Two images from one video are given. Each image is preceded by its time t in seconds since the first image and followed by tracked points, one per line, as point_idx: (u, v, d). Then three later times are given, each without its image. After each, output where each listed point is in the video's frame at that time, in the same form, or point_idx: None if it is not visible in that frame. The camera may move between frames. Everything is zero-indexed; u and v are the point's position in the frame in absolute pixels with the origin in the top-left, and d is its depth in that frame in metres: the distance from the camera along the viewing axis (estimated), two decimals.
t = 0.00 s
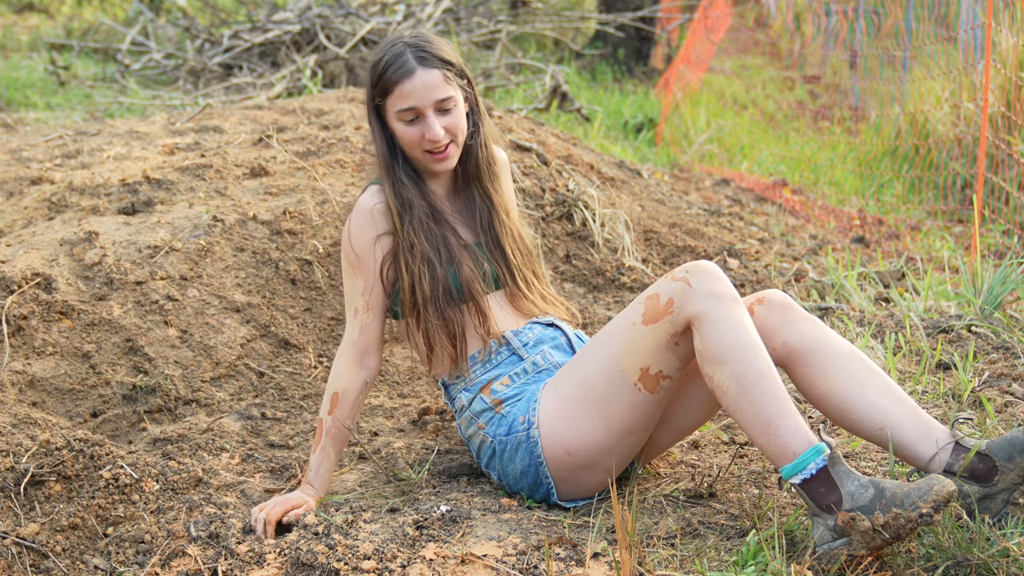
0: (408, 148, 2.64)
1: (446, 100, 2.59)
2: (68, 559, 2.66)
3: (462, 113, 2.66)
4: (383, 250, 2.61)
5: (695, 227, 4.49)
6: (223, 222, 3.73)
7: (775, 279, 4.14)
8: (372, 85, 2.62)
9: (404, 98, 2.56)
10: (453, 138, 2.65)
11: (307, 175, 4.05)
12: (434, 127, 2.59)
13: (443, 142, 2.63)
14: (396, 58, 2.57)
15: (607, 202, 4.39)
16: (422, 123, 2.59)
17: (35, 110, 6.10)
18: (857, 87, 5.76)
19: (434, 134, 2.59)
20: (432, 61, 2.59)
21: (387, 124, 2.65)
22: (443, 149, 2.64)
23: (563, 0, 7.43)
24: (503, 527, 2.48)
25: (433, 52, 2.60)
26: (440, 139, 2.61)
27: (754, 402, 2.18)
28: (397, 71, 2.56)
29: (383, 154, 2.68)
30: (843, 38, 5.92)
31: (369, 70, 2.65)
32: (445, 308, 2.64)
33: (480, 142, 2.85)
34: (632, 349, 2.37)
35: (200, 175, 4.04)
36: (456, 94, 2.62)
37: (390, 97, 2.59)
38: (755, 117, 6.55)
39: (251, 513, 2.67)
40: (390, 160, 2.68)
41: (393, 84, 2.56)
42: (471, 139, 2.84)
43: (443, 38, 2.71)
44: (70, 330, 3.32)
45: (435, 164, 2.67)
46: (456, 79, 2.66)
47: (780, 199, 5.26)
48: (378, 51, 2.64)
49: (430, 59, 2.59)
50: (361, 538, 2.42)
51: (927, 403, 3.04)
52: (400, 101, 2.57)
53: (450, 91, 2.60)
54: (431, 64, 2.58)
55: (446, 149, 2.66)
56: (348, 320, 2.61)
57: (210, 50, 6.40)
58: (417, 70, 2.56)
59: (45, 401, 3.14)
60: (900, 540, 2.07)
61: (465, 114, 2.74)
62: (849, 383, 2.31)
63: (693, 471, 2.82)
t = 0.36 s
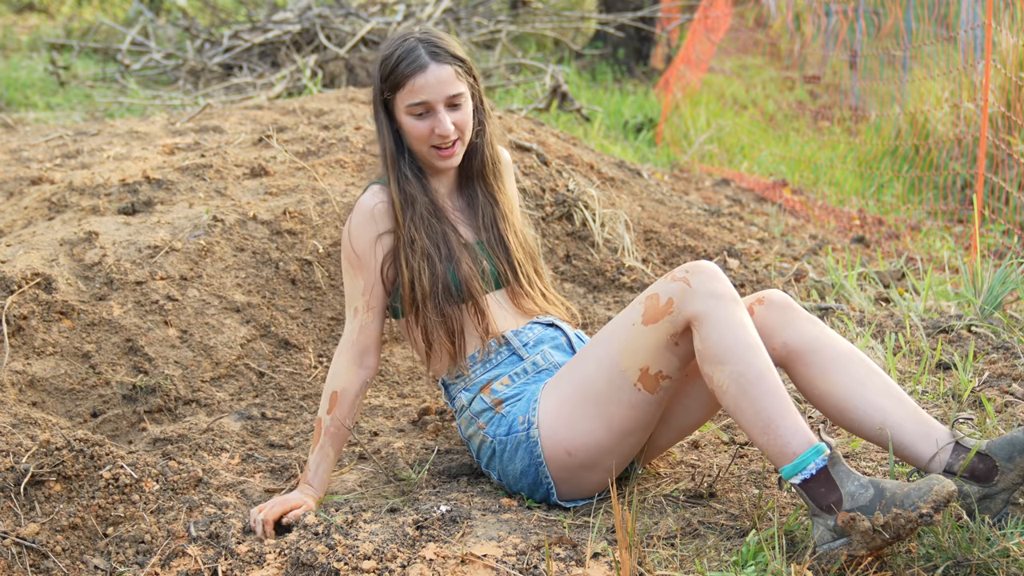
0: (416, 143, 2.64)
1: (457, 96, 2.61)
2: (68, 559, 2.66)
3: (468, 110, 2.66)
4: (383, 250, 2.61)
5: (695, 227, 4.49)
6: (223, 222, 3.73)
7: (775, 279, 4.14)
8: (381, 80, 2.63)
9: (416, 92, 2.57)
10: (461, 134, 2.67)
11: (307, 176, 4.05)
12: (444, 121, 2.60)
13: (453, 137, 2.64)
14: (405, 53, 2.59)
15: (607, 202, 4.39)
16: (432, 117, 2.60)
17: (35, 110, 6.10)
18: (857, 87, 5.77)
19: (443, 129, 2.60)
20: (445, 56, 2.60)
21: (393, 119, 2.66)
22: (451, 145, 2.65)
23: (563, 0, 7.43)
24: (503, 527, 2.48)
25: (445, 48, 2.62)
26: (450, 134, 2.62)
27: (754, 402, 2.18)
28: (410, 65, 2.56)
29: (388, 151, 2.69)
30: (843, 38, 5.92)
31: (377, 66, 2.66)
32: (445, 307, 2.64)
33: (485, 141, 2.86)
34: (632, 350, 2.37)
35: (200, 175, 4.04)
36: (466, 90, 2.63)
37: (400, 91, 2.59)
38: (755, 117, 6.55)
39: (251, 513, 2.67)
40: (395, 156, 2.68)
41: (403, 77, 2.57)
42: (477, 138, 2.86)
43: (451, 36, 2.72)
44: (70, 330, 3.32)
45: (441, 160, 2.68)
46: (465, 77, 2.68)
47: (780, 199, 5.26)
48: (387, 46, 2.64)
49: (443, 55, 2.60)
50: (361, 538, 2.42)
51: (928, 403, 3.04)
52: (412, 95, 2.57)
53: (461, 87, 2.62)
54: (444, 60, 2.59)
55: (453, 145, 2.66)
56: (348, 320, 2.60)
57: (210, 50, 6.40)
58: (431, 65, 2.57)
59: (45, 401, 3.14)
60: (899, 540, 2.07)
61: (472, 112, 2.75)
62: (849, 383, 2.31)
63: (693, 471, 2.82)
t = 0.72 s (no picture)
0: (416, 142, 2.64)
1: (456, 94, 2.61)
2: (68, 559, 2.67)
3: (469, 111, 2.67)
4: (389, 252, 2.60)
5: (695, 227, 4.49)
6: (223, 222, 3.73)
7: (775, 279, 4.14)
8: (384, 79, 2.62)
9: (415, 91, 2.57)
10: (461, 134, 2.66)
11: (307, 176, 4.05)
12: (443, 119, 2.61)
13: (453, 136, 2.64)
14: (410, 53, 2.58)
15: (607, 202, 4.39)
16: (430, 115, 2.61)
17: (35, 110, 6.10)
18: (857, 87, 5.77)
19: (443, 126, 2.61)
20: (443, 54, 2.61)
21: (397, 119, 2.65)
22: (452, 145, 2.65)
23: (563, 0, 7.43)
24: (503, 527, 2.48)
25: (444, 46, 2.63)
26: (449, 132, 2.62)
27: (753, 402, 2.18)
28: (407, 64, 2.57)
29: (392, 151, 2.68)
30: (842, 38, 5.92)
31: (380, 65, 2.65)
32: (447, 308, 2.65)
33: (490, 141, 2.85)
34: (629, 350, 2.37)
35: (200, 175, 4.04)
36: (466, 89, 2.64)
37: (402, 91, 2.59)
38: (755, 117, 6.55)
39: (251, 513, 2.67)
40: (400, 157, 2.67)
41: (406, 78, 2.57)
42: (481, 138, 2.84)
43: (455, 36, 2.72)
44: (70, 330, 3.32)
45: (443, 160, 2.68)
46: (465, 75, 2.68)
47: (779, 199, 5.26)
48: (389, 45, 2.64)
49: (440, 54, 2.61)
50: (361, 538, 2.42)
51: (927, 403, 3.04)
52: (411, 94, 2.58)
53: (460, 86, 2.62)
54: (441, 57, 2.60)
55: (454, 146, 2.66)
56: (352, 321, 2.60)
57: (210, 50, 6.40)
58: (431, 62, 2.58)
59: (45, 401, 3.14)
60: (899, 540, 2.07)
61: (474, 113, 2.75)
62: (848, 383, 2.31)
63: (693, 471, 2.82)
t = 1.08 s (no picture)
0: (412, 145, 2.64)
1: (451, 100, 2.60)
2: (68, 559, 2.67)
3: (468, 113, 2.65)
4: (391, 252, 2.59)
5: (695, 227, 4.49)
6: (223, 222, 3.73)
7: (775, 279, 4.14)
8: (382, 82, 2.63)
9: (409, 96, 2.57)
10: (459, 136, 2.66)
11: (307, 176, 4.06)
12: (438, 125, 2.60)
13: (449, 141, 2.63)
14: (406, 57, 2.58)
15: (607, 202, 4.39)
16: (424, 121, 2.60)
17: (35, 110, 6.11)
18: (857, 87, 5.76)
19: (436, 132, 2.60)
20: (439, 59, 2.59)
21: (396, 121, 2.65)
22: (448, 148, 2.64)
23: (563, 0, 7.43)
24: (503, 527, 2.48)
25: (442, 50, 2.61)
26: (444, 136, 2.61)
27: (753, 402, 2.18)
28: (402, 68, 2.57)
29: (393, 153, 2.68)
30: (842, 38, 5.92)
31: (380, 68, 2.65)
32: (450, 307, 2.64)
33: (491, 143, 2.84)
34: (630, 350, 2.37)
35: (201, 175, 4.04)
36: (463, 94, 2.63)
37: (396, 95, 2.59)
38: (755, 117, 6.55)
39: (251, 513, 2.67)
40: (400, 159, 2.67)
41: (401, 83, 2.57)
42: (482, 141, 2.84)
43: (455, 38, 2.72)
44: (70, 330, 3.32)
45: (440, 162, 2.67)
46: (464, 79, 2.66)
47: (779, 199, 5.26)
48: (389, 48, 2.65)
49: (437, 59, 2.59)
50: (362, 538, 2.42)
51: (927, 403, 3.04)
52: (404, 98, 2.58)
53: (455, 90, 2.61)
54: (437, 61, 2.59)
55: (450, 150, 2.65)
56: (353, 321, 2.59)
57: (210, 50, 6.41)
58: (428, 67, 2.57)
59: (45, 401, 3.14)
60: (899, 540, 2.07)
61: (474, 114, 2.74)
62: (848, 383, 2.30)
63: (693, 471, 2.82)
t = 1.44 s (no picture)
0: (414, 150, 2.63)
1: (453, 108, 2.58)
2: (68, 559, 2.67)
3: (471, 120, 2.63)
4: (393, 254, 2.59)
5: (695, 227, 4.49)
6: (223, 222, 3.73)
7: (775, 279, 4.14)
8: (386, 86, 2.61)
9: (411, 102, 2.55)
10: (462, 143, 2.64)
11: (307, 176, 4.06)
12: (440, 132, 2.58)
13: (451, 148, 2.62)
14: (410, 63, 2.56)
15: (607, 202, 4.39)
16: (426, 127, 2.58)
17: (35, 110, 6.11)
18: (857, 87, 5.76)
19: (436, 140, 2.58)
20: (442, 66, 2.57)
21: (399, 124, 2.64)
22: (450, 154, 2.63)
23: None
24: (503, 527, 2.48)
25: (445, 57, 2.58)
26: (446, 142, 2.59)
27: (754, 402, 2.18)
28: (406, 74, 2.55)
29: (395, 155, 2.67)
30: (842, 38, 5.92)
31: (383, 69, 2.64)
32: (452, 310, 2.65)
33: (495, 148, 2.82)
34: (630, 350, 2.37)
35: (201, 175, 4.04)
36: (466, 102, 2.61)
37: (399, 100, 2.58)
38: (754, 117, 6.55)
39: (251, 513, 2.67)
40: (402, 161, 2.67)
41: (404, 88, 2.55)
42: (484, 147, 2.81)
43: (460, 41, 2.70)
44: (70, 330, 3.32)
45: (442, 167, 2.66)
46: (468, 86, 2.64)
47: (779, 199, 5.26)
48: (394, 50, 2.62)
49: (440, 65, 2.57)
50: (362, 538, 2.42)
51: (927, 403, 3.04)
52: (406, 104, 2.56)
53: (458, 97, 2.59)
54: (440, 69, 2.57)
55: (451, 158, 2.64)
56: (354, 321, 2.59)
57: (210, 50, 6.41)
58: (432, 74, 2.55)
59: (45, 401, 3.14)
60: (899, 541, 2.07)
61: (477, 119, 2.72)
62: (848, 383, 2.30)
63: (693, 471, 2.82)
